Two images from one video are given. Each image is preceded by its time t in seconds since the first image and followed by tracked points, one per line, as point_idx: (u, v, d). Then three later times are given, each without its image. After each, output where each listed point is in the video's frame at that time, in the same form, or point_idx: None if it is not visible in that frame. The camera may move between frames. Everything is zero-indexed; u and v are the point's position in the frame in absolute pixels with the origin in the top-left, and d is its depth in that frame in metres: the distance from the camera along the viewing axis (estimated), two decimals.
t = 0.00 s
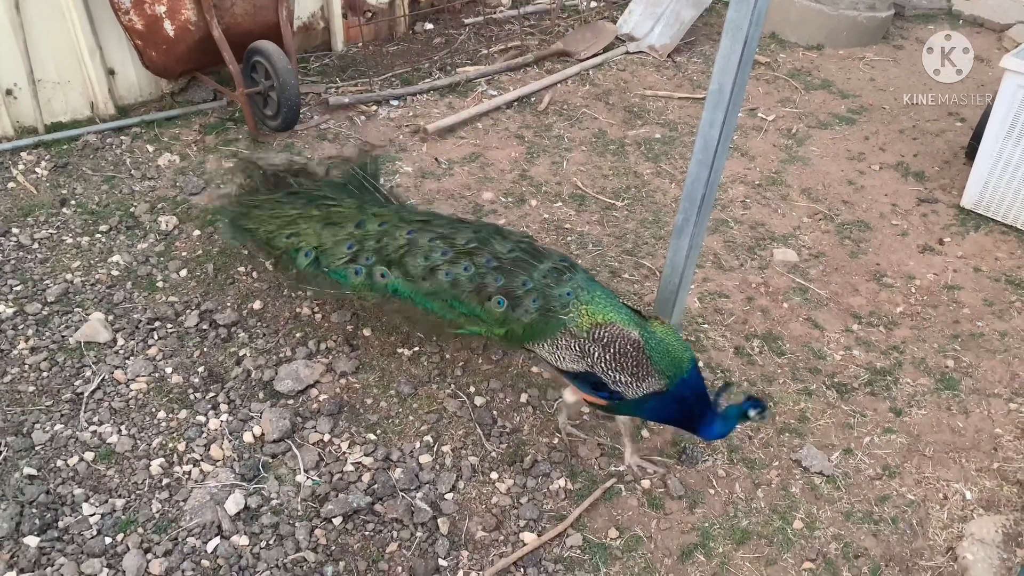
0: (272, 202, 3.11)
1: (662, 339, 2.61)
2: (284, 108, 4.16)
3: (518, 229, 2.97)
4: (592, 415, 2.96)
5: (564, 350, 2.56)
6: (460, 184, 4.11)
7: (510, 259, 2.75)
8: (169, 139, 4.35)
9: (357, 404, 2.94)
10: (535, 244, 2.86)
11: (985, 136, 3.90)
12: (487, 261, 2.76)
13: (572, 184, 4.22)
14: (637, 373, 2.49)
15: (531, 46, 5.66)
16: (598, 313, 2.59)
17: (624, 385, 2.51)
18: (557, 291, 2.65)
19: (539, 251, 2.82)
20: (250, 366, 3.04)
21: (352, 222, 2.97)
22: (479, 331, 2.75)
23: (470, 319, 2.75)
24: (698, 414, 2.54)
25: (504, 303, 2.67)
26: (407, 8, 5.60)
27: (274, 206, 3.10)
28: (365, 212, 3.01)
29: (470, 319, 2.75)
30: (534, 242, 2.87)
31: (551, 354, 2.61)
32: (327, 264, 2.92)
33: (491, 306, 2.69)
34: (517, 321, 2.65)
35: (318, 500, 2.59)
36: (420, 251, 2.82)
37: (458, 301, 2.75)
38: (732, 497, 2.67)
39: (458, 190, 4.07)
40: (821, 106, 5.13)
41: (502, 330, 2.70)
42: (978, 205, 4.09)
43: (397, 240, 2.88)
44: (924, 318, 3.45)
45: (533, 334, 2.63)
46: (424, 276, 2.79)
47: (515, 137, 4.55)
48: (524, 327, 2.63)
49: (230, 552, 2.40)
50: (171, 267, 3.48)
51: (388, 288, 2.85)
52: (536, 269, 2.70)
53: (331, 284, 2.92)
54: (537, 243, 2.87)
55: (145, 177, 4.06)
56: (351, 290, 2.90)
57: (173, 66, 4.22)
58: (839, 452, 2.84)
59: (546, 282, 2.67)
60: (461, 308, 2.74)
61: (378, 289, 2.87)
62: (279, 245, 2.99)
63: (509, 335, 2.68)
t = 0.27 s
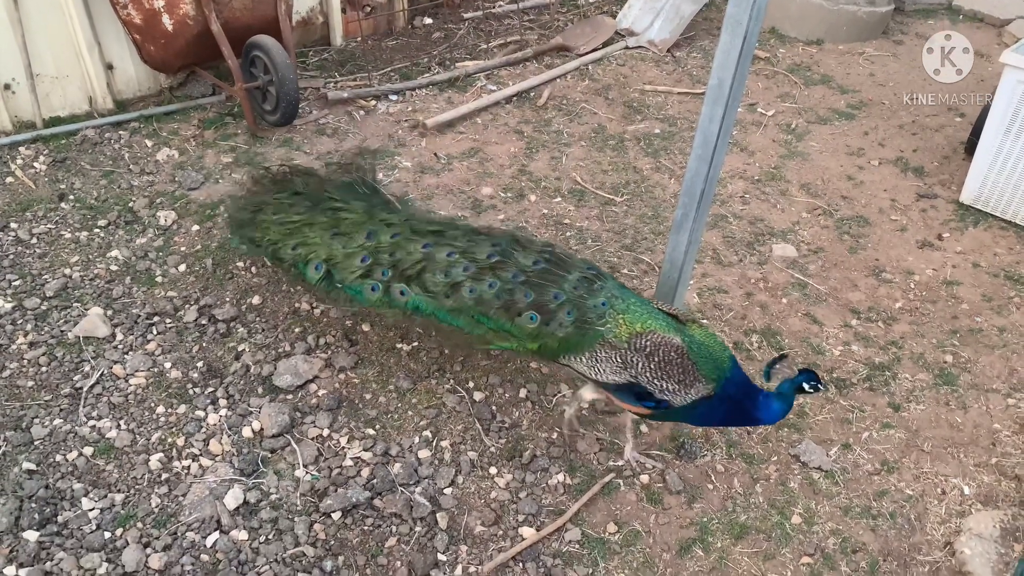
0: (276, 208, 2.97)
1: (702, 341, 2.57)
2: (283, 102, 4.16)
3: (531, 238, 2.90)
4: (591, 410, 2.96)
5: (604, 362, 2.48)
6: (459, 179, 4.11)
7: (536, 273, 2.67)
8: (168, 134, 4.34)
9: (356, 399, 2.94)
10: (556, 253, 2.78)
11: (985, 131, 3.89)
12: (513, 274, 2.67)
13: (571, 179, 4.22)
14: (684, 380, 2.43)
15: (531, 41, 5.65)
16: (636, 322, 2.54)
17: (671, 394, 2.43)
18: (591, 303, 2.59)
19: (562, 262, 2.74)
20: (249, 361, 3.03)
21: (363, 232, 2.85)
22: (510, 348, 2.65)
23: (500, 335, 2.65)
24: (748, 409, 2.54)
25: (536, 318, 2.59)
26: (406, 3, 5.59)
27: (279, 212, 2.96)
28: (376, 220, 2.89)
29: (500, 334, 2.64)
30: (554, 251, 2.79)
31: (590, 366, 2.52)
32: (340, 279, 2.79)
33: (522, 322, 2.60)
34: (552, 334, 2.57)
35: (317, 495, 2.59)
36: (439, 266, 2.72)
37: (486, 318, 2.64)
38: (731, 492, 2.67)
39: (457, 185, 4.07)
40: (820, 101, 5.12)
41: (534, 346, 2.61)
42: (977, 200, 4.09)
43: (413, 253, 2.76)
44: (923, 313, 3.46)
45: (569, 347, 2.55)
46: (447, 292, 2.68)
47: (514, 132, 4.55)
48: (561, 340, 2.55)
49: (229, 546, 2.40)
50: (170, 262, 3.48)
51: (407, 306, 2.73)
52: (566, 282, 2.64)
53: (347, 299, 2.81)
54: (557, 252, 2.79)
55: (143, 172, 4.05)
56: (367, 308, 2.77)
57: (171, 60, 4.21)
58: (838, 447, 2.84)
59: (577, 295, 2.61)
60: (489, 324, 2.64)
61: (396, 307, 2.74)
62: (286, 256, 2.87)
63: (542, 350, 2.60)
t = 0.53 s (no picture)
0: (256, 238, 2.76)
1: (717, 346, 2.54)
2: (282, 98, 4.16)
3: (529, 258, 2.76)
4: (591, 406, 2.96)
5: (623, 377, 2.46)
6: (459, 175, 4.11)
7: (545, 294, 2.56)
8: (167, 130, 4.34)
9: (355, 395, 2.94)
10: (560, 271, 2.66)
11: (985, 127, 3.89)
12: (523, 298, 2.55)
13: (571, 175, 4.22)
14: (704, 390, 2.41)
15: (530, 37, 5.64)
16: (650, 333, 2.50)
17: (691, 404, 2.43)
18: (604, 319, 2.52)
19: (568, 281, 2.63)
20: (248, 356, 3.03)
21: (357, 262, 2.66)
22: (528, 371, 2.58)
23: (515, 359, 2.56)
24: (770, 408, 2.53)
25: (550, 341, 2.50)
26: None
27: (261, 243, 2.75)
28: (366, 249, 2.69)
29: (515, 359, 2.55)
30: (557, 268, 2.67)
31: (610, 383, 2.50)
32: (339, 316, 2.62)
33: (537, 345, 2.51)
34: (569, 353, 2.50)
35: (316, 490, 2.60)
36: (444, 296, 2.57)
37: (499, 345, 2.54)
38: (730, 488, 2.68)
39: (457, 181, 4.06)
40: (820, 97, 5.12)
41: (551, 368, 2.54)
42: (977, 196, 4.09)
43: (414, 284, 2.59)
44: (922, 309, 3.46)
45: (587, 365, 2.50)
46: (455, 323, 2.55)
47: (514, 128, 4.54)
48: (577, 359, 2.50)
49: (229, 542, 2.41)
50: (169, 258, 3.48)
51: (415, 338, 2.60)
52: (575, 301, 2.54)
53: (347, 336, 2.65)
54: (561, 269, 2.67)
55: (143, 167, 4.05)
56: (373, 343, 2.63)
57: (170, 56, 4.20)
58: (837, 444, 2.84)
59: (588, 312, 2.53)
60: (503, 350, 2.54)
61: (404, 340, 2.61)
62: (274, 292, 2.67)
63: (560, 370, 2.54)
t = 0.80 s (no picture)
0: (253, 284, 2.66)
1: (744, 350, 2.49)
2: (282, 93, 4.16)
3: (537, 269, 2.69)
4: (591, 401, 2.96)
5: (653, 387, 2.37)
6: (459, 170, 4.11)
7: (565, 307, 2.49)
8: (166, 125, 4.33)
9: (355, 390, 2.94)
10: (576, 282, 2.60)
11: (986, 122, 3.88)
12: (544, 313, 2.47)
13: (571, 170, 4.21)
14: (738, 394, 2.35)
15: (530, 32, 5.63)
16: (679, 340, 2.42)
17: (726, 409, 2.35)
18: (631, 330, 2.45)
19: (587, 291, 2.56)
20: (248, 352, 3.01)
21: (363, 296, 2.56)
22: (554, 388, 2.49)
23: (539, 376, 2.47)
24: (799, 410, 2.49)
25: (576, 355, 2.42)
26: None
27: (260, 291, 2.64)
28: (370, 281, 2.59)
29: (539, 376, 2.46)
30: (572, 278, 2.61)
31: (638, 393, 2.41)
32: (353, 352, 2.51)
33: (562, 360, 2.43)
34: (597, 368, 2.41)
35: (316, 486, 2.60)
36: (460, 318, 2.48)
37: (522, 361, 2.45)
38: (730, 484, 2.68)
39: (456, 176, 4.06)
40: (821, 92, 5.11)
41: (577, 383, 2.45)
42: (977, 192, 4.09)
43: (428, 310, 2.50)
44: (922, 305, 3.46)
45: (615, 377, 2.41)
46: (475, 343, 2.45)
47: (514, 124, 4.54)
48: (604, 373, 2.41)
49: (229, 537, 2.41)
50: (169, 253, 3.48)
51: (435, 365, 2.48)
52: (598, 312, 2.47)
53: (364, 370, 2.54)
54: (576, 280, 2.61)
55: (143, 163, 4.04)
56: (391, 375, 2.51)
57: (169, 51, 4.19)
58: (836, 439, 2.84)
59: (612, 323, 2.46)
60: (527, 368, 2.45)
61: (423, 368, 2.49)
62: (283, 341, 2.57)
63: (586, 385, 2.45)
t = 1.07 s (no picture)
0: (259, 291, 2.65)
1: (766, 348, 2.53)
2: (281, 86, 4.16)
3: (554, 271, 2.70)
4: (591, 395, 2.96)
5: (679, 387, 2.38)
6: (458, 164, 4.10)
7: (586, 309, 2.49)
8: (165, 119, 4.32)
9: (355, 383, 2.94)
10: (594, 283, 2.61)
11: (986, 115, 3.87)
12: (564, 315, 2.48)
13: (571, 164, 4.21)
14: (763, 392, 2.38)
15: (530, 25, 5.61)
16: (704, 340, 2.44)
17: (752, 408, 2.38)
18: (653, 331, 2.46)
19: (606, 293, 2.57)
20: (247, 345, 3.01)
21: (377, 300, 2.54)
22: (575, 391, 2.48)
23: (560, 380, 2.46)
24: (824, 407, 2.52)
25: (598, 356, 2.42)
26: None
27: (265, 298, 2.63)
28: (383, 286, 2.58)
29: (560, 380, 2.46)
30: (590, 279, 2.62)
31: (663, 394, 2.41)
32: (367, 358, 2.49)
33: (583, 362, 2.42)
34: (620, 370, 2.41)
35: (316, 479, 2.60)
36: (478, 321, 2.47)
37: (542, 364, 2.44)
38: (729, 477, 2.68)
39: (456, 170, 4.06)
40: (821, 85, 5.10)
41: (599, 386, 2.45)
42: (977, 185, 4.08)
43: (443, 313, 2.49)
44: (922, 299, 3.46)
45: (638, 378, 2.42)
46: (494, 347, 2.44)
47: (513, 117, 4.53)
48: (627, 374, 2.41)
49: (230, 530, 2.42)
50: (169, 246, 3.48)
51: (452, 371, 2.46)
52: (619, 313, 2.48)
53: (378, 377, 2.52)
54: (594, 281, 2.62)
55: (142, 156, 4.04)
56: (407, 382, 2.49)
57: (168, 44, 4.18)
58: (836, 433, 2.85)
59: (633, 323, 2.47)
60: (547, 371, 2.44)
61: (440, 374, 2.46)
62: (294, 348, 2.54)
63: (608, 387, 2.45)
